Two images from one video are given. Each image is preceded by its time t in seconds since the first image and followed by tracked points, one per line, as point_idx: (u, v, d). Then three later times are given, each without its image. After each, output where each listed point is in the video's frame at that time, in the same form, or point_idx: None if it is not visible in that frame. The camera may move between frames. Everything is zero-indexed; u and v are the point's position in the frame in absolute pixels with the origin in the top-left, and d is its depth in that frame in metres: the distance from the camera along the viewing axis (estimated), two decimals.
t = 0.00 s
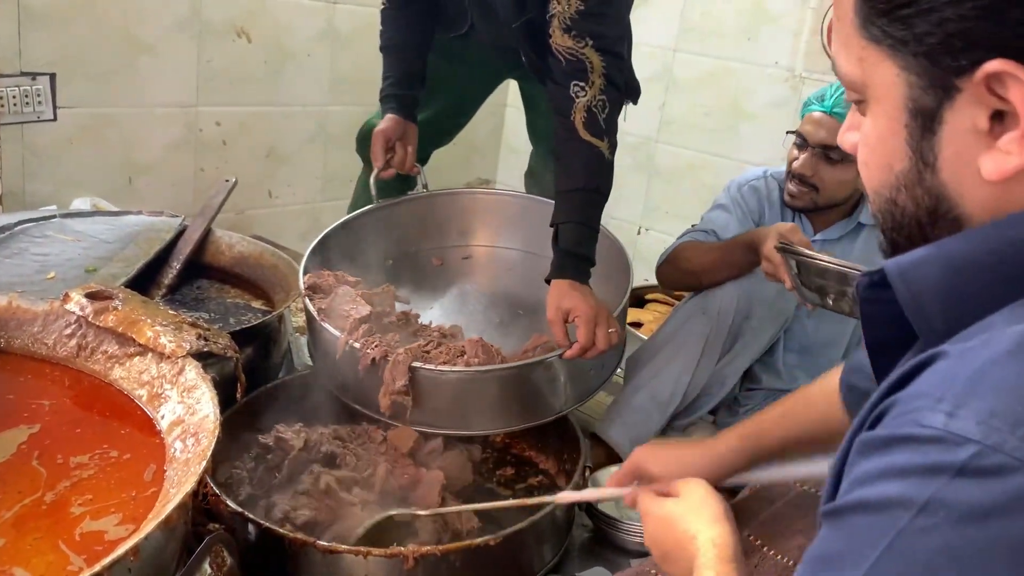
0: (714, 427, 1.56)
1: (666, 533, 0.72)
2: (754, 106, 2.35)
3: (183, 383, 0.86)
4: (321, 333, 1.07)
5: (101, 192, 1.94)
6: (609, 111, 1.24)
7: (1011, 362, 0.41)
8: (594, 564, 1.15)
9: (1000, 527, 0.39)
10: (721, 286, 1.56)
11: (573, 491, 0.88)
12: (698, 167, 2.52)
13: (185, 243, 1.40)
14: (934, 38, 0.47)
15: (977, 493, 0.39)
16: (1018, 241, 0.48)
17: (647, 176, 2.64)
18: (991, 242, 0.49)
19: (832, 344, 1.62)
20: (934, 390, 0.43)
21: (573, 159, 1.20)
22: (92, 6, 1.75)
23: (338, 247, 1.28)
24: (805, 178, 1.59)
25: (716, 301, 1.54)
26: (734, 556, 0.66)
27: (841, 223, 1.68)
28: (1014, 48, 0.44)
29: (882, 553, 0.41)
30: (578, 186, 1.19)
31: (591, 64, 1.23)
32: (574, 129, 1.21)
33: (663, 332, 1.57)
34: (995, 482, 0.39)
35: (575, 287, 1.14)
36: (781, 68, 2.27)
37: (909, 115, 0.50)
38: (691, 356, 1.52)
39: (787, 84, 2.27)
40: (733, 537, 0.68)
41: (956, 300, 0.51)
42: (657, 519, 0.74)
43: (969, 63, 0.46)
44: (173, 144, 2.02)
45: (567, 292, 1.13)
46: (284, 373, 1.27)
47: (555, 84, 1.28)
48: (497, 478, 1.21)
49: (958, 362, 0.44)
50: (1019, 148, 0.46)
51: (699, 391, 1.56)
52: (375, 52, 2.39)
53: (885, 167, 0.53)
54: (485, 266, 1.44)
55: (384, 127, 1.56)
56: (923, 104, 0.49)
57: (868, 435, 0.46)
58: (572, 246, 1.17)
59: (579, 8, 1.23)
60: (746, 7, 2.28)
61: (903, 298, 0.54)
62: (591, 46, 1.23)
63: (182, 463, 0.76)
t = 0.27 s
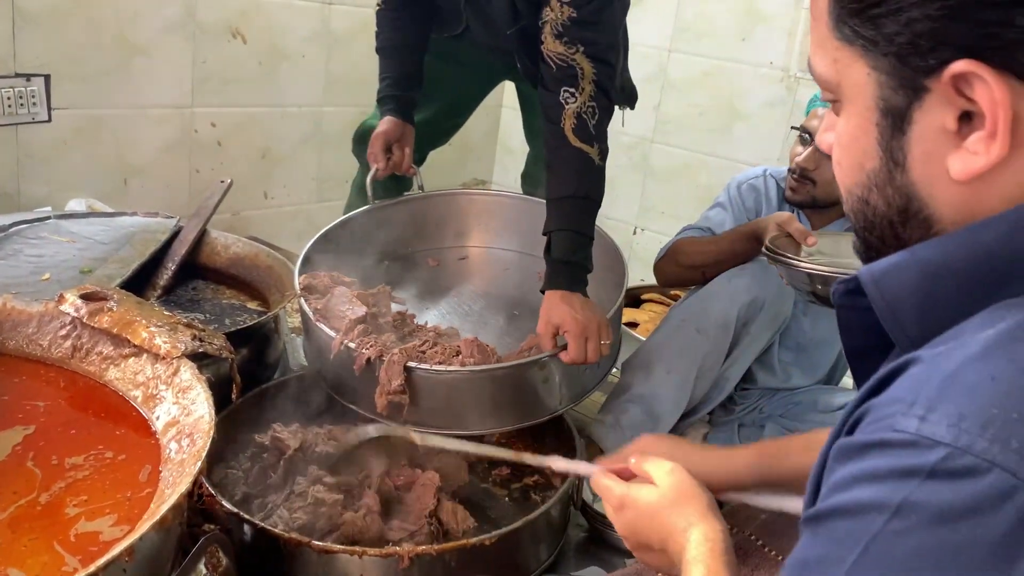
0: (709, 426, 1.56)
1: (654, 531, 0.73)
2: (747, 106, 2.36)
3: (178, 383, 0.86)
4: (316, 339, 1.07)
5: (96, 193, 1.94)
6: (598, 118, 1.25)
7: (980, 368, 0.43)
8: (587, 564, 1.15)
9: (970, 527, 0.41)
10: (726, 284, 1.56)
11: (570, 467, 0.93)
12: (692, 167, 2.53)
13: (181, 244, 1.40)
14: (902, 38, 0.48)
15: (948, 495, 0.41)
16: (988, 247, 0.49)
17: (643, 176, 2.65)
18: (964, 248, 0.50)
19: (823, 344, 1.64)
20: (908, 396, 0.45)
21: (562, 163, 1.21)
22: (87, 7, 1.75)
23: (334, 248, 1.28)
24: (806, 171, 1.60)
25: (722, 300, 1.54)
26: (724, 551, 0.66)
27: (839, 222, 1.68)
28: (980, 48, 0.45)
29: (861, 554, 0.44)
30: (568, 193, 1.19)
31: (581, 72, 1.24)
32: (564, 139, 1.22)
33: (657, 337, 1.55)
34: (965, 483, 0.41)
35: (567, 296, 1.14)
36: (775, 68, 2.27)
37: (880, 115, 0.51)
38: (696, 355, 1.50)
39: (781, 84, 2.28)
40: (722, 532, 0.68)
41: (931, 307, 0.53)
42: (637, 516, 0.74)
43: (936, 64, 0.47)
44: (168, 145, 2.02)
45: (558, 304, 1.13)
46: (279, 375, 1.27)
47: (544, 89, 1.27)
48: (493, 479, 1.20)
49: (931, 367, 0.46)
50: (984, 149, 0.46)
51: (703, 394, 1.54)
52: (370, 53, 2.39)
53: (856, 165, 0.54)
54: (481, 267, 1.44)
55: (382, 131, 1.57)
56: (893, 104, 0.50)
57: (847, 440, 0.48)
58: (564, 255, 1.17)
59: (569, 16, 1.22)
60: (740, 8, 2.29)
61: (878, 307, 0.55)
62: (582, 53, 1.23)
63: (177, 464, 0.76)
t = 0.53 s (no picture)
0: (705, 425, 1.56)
1: (645, 532, 0.72)
2: (744, 105, 2.36)
3: (172, 383, 0.86)
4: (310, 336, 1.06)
5: (90, 193, 1.94)
6: (607, 123, 1.25)
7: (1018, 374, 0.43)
8: (584, 563, 1.15)
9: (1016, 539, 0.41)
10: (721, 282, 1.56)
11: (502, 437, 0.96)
12: (689, 166, 2.53)
13: (175, 243, 1.39)
14: (915, 20, 0.48)
15: (992, 508, 0.41)
16: (1004, 244, 0.49)
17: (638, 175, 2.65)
18: (977, 245, 0.50)
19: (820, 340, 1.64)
20: (941, 403, 0.45)
21: (569, 169, 1.21)
22: (80, 6, 1.74)
23: (330, 246, 1.28)
24: (807, 168, 1.61)
25: (716, 298, 1.54)
26: (717, 553, 0.66)
27: (832, 219, 1.70)
28: (990, 35, 0.45)
29: (902, 565, 0.44)
30: (574, 198, 1.19)
31: (588, 77, 1.24)
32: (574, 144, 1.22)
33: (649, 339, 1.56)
34: (1010, 496, 0.41)
35: (568, 297, 1.14)
36: (771, 67, 2.27)
37: (888, 98, 0.51)
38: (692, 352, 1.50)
39: (777, 83, 2.28)
40: (715, 534, 0.68)
41: (944, 305, 0.53)
42: (632, 514, 0.74)
43: (948, 47, 0.47)
44: (162, 144, 2.01)
45: (558, 304, 1.12)
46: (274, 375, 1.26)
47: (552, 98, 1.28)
48: (488, 477, 1.20)
49: (963, 372, 0.46)
50: (990, 137, 0.47)
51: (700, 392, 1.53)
52: (365, 53, 2.39)
53: (862, 148, 0.55)
54: (477, 266, 1.44)
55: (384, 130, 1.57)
56: (903, 87, 0.50)
57: (878, 445, 0.48)
58: (569, 259, 1.16)
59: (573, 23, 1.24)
60: (736, 7, 2.28)
61: (891, 303, 0.55)
62: (588, 59, 1.25)
63: (172, 464, 0.75)
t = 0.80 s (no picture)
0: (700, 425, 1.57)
1: (638, 527, 0.72)
2: (739, 104, 2.36)
3: (165, 382, 0.85)
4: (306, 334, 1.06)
5: (83, 192, 1.93)
6: (604, 123, 1.25)
7: (990, 378, 0.44)
8: (579, 562, 1.15)
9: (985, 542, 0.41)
10: (714, 279, 1.57)
11: (548, 445, 0.94)
12: (684, 166, 2.53)
13: (169, 242, 1.39)
14: (891, 21, 0.48)
15: (964, 509, 0.41)
16: (983, 247, 0.49)
17: (633, 174, 2.64)
18: (957, 248, 0.50)
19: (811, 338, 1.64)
20: (914, 405, 0.45)
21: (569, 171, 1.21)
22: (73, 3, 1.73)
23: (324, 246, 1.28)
24: (801, 165, 1.61)
25: (709, 298, 1.54)
26: (707, 549, 0.65)
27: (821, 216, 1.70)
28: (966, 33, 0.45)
29: (871, 565, 0.44)
30: (573, 198, 1.19)
31: (582, 78, 1.24)
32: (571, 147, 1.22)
33: (644, 336, 1.54)
34: (981, 498, 0.41)
35: (568, 299, 1.13)
36: (766, 66, 2.27)
37: (865, 99, 0.51)
38: (686, 347, 1.49)
39: (772, 82, 2.28)
40: (706, 528, 0.68)
41: (925, 308, 0.52)
42: (626, 509, 0.73)
43: (924, 48, 0.47)
44: (156, 143, 2.01)
45: (557, 304, 1.12)
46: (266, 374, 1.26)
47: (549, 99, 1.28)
48: (483, 477, 1.20)
49: (936, 374, 0.46)
50: (968, 136, 0.47)
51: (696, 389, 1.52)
52: (360, 51, 2.39)
53: (842, 150, 0.55)
54: (474, 265, 1.43)
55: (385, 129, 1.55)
56: (880, 87, 0.50)
57: (850, 447, 0.48)
58: (568, 259, 1.16)
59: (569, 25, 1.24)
60: (732, 6, 2.29)
61: (871, 306, 0.55)
62: (581, 60, 1.25)
63: (164, 464, 0.75)
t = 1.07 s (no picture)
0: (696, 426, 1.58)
1: (646, 529, 0.72)
2: (734, 105, 2.36)
3: (161, 383, 0.85)
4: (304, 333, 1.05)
5: (78, 192, 1.93)
6: (616, 117, 1.26)
7: (978, 381, 0.44)
8: (574, 564, 1.15)
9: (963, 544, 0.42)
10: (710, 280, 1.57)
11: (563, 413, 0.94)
12: (679, 166, 2.53)
13: (164, 242, 1.39)
14: (921, 16, 0.48)
15: (944, 510, 0.42)
16: (994, 249, 0.49)
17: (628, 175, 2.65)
18: (968, 249, 0.50)
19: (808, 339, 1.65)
20: (904, 406, 0.46)
21: (586, 164, 1.24)
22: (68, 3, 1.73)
23: (318, 245, 1.29)
24: (792, 171, 1.62)
25: (705, 296, 1.56)
26: (713, 552, 0.65)
27: (814, 220, 1.72)
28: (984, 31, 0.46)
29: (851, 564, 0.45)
30: (585, 192, 1.22)
31: (589, 77, 1.25)
32: (585, 142, 1.24)
33: (644, 334, 1.54)
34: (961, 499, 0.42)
35: (574, 284, 1.14)
36: (761, 68, 2.28)
37: (894, 95, 0.51)
38: (684, 349, 1.50)
39: (766, 84, 2.28)
40: (713, 531, 0.68)
41: (931, 308, 0.52)
42: (634, 510, 0.74)
43: (953, 46, 0.47)
44: (151, 143, 2.00)
45: (563, 290, 1.13)
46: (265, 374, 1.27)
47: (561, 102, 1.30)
48: (479, 475, 1.21)
49: (928, 377, 0.46)
50: (992, 139, 0.47)
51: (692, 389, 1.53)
52: (354, 52, 2.39)
53: (868, 146, 0.55)
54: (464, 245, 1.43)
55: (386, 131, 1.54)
56: (908, 84, 0.50)
57: (840, 447, 0.49)
58: (576, 248, 1.18)
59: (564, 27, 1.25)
60: (726, 7, 2.29)
61: (878, 305, 0.55)
62: (585, 59, 1.25)
63: (159, 465, 0.75)
